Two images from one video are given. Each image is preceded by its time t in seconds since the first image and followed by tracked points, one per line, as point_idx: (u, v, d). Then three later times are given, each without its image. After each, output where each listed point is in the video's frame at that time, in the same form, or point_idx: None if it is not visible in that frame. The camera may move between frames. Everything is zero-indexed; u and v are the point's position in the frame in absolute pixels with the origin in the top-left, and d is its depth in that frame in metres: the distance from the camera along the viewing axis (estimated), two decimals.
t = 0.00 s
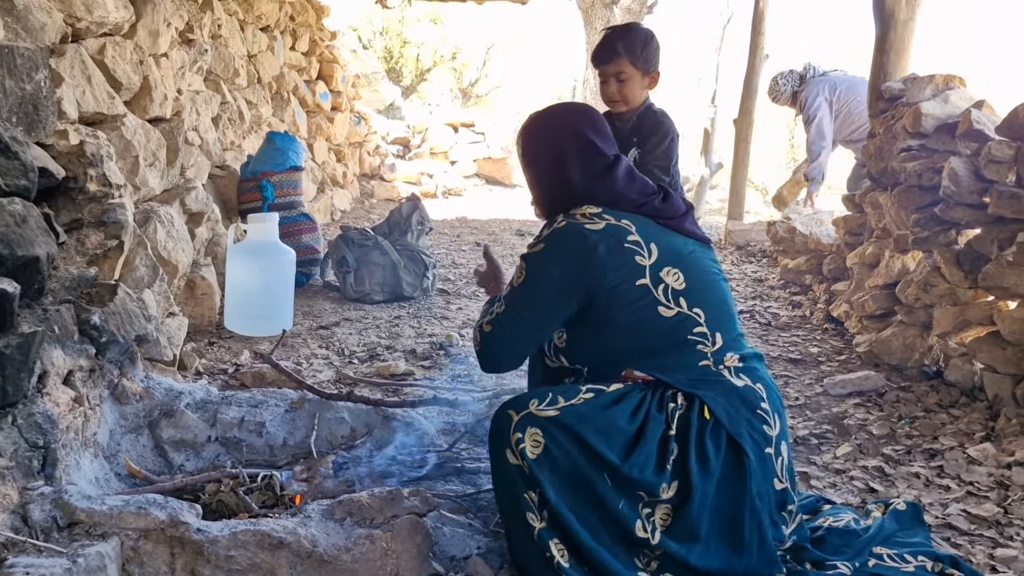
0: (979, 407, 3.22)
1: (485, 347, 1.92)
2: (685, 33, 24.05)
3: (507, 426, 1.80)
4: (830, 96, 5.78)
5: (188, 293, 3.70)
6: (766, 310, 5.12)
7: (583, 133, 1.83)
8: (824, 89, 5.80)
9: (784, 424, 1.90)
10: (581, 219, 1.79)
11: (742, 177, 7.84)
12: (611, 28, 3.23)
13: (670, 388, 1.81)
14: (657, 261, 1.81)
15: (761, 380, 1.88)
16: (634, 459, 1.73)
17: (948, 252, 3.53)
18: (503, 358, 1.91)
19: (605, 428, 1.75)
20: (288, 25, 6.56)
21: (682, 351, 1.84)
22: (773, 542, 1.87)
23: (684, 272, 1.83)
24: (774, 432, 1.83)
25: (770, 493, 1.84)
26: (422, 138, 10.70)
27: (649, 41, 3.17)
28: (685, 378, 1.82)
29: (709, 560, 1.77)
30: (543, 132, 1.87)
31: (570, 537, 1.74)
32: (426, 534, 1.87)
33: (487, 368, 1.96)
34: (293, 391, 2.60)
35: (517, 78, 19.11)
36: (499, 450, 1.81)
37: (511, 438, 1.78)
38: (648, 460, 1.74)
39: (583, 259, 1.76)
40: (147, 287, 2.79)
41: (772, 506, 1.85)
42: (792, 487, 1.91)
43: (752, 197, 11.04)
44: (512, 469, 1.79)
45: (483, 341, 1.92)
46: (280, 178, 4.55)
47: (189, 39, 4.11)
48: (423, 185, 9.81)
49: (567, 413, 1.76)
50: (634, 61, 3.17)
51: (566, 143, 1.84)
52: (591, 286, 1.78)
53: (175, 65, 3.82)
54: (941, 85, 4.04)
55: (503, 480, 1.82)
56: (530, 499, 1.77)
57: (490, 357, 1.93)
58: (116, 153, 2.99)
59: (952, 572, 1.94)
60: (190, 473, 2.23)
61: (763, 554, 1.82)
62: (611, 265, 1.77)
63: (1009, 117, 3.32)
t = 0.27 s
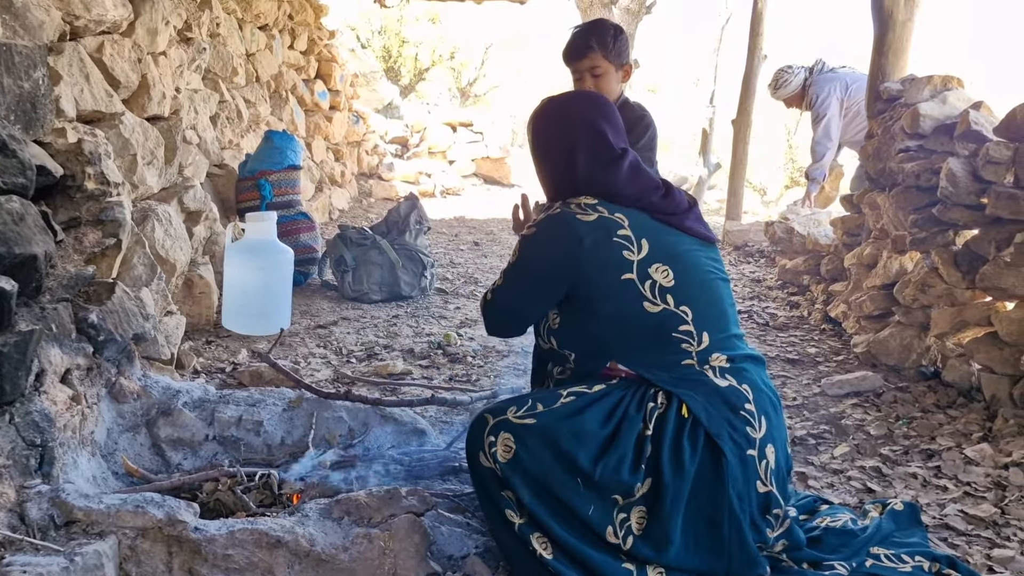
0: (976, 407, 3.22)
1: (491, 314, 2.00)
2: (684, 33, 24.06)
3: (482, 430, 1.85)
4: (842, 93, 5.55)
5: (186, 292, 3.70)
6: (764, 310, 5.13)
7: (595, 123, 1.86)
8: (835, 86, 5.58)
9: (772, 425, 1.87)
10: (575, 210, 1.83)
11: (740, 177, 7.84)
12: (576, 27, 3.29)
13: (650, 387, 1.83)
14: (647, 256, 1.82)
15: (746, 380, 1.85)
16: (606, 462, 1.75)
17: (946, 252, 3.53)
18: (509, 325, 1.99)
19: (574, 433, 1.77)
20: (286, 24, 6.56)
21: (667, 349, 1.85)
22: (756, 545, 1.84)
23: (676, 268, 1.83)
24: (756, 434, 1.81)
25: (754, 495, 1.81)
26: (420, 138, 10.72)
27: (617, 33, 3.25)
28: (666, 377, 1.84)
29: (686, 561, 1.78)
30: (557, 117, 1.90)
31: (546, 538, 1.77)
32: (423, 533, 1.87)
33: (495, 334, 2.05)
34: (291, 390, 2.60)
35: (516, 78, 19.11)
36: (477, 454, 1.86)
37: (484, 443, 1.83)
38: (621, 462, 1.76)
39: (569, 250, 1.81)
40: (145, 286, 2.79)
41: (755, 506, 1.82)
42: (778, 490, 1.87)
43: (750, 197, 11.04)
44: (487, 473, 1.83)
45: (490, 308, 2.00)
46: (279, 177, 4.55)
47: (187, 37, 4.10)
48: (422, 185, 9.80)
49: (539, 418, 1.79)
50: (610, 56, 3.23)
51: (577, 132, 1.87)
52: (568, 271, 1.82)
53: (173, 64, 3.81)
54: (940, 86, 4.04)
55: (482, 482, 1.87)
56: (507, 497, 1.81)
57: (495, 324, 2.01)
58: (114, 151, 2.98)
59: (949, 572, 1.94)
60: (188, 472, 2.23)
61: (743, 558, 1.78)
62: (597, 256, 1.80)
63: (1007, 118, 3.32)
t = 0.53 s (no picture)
0: (974, 407, 3.22)
1: (491, 309, 2.01)
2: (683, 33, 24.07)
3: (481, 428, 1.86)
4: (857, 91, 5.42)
5: (185, 292, 3.70)
6: (762, 310, 5.13)
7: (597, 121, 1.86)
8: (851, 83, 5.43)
9: (770, 424, 1.87)
10: (577, 210, 1.83)
11: (739, 177, 7.84)
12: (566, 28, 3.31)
13: (650, 385, 1.83)
14: (648, 255, 1.82)
15: (745, 379, 1.86)
16: (606, 460, 1.76)
17: (944, 253, 3.54)
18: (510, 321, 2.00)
19: (573, 432, 1.77)
20: (285, 24, 6.56)
21: (668, 346, 1.85)
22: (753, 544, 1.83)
23: (677, 267, 1.84)
24: (755, 431, 1.81)
25: (753, 494, 1.81)
26: (419, 138, 10.73)
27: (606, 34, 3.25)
28: (666, 375, 1.84)
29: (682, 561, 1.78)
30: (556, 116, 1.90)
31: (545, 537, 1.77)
32: (422, 533, 1.87)
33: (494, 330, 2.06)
34: (290, 390, 2.60)
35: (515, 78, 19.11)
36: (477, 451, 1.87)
37: (484, 441, 1.84)
38: (620, 460, 1.77)
39: (570, 249, 1.81)
40: (143, 285, 2.79)
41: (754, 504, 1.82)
42: (776, 489, 1.86)
43: (749, 197, 11.04)
44: (485, 471, 1.85)
45: (490, 303, 2.01)
46: (277, 177, 4.55)
47: (186, 37, 4.10)
48: (420, 184, 9.80)
49: (540, 417, 1.80)
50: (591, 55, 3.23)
51: (578, 130, 1.87)
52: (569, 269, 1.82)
53: (172, 63, 3.81)
54: (938, 87, 4.04)
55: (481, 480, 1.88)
56: (505, 495, 1.82)
57: (496, 319, 2.02)
58: (113, 151, 2.98)
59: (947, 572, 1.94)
60: (186, 472, 2.22)
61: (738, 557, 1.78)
62: (597, 255, 1.80)
63: (1004, 119, 3.33)
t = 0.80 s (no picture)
0: (974, 407, 3.22)
1: (497, 329, 1.96)
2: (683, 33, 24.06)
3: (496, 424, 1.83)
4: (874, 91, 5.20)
5: (185, 292, 3.70)
6: (762, 310, 5.13)
7: (601, 123, 1.87)
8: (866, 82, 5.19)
9: (777, 425, 1.88)
10: (585, 211, 1.82)
11: (739, 177, 7.84)
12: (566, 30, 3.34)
13: (661, 385, 1.83)
14: (659, 258, 1.82)
15: (752, 380, 1.87)
16: (621, 460, 1.75)
17: (944, 253, 3.54)
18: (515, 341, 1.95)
19: (590, 430, 1.76)
20: (285, 24, 6.56)
21: (678, 349, 1.85)
22: (756, 545, 1.83)
23: (686, 269, 1.84)
24: (764, 432, 1.82)
25: (760, 494, 1.82)
26: (419, 138, 10.73)
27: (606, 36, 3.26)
28: (675, 377, 1.84)
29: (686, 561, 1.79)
30: (559, 121, 1.89)
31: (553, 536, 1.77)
32: (422, 533, 1.87)
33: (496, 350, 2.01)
34: (290, 389, 2.60)
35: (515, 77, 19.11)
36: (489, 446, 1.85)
37: (498, 435, 1.81)
38: (634, 461, 1.76)
39: (587, 252, 1.79)
40: (143, 285, 2.78)
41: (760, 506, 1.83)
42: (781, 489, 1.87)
43: (749, 197, 11.04)
44: (496, 466, 1.83)
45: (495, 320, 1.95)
46: (277, 177, 4.55)
47: (186, 37, 4.10)
48: (420, 184, 9.80)
49: (556, 414, 1.79)
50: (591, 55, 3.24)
51: (584, 134, 1.86)
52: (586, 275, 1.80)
53: (172, 63, 3.81)
54: (938, 87, 4.04)
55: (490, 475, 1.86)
56: (516, 492, 1.80)
57: (500, 340, 1.97)
58: (113, 151, 2.98)
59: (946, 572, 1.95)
60: (186, 471, 2.23)
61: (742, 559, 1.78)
62: (610, 259, 1.79)
63: (1004, 119, 3.33)
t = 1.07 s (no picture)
0: (974, 406, 3.23)
1: (506, 349, 1.90)
2: (683, 33, 24.06)
3: (522, 416, 1.78)
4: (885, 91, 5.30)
5: (185, 292, 3.70)
6: (762, 309, 5.13)
7: (600, 129, 1.89)
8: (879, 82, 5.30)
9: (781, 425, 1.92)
10: (599, 217, 1.79)
11: (739, 177, 7.84)
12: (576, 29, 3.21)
13: (678, 386, 1.82)
14: (672, 261, 1.81)
15: (760, 381, 1.91)
16: (650, 460, 1.74)
17: (944, 252, 3.55)
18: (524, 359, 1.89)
19: (619, 429, 1.74)
20: (285, 24, 6.56)
21: (691, 350, 1.85)
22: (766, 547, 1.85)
23: (696, 272, 1.84)
24: (775, 431, 1.85)
25: (769, 495, 1.85)
26: (419, 138, 10.74)
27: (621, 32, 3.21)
28: (691, 377, 1.84)
29: (698, 562, 1.79)
30: (559, 126, 1.88)
31: (573, 536, 1.73)
32: (423, 533, 1.87)
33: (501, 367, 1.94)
34: (291, 389, 2.60)
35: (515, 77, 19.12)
36: (514, 439, 1.79)
37: (527, 429, 1.76)
38: (661, 461, 1.75)
39: (602, 257, 1.75)
40: (144, 285, 2.79)
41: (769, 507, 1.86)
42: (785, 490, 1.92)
43: (749, 197, 11.04)
44: (522, 461, 1.77)
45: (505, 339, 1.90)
46: (277, 177, 4.55)
47: (186, 38, 4.10)
48: (420, 184, 9.80)
49: (586, 412, 1.75)
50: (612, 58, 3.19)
51: (587, 137, 1.87)
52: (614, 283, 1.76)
53: (172, 64, 3.82)
54: (938, 86, 4.05)
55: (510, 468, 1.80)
56: (538, 488, 1.75)
57: (509, 358, 1.90)
58: (113, 151, 2.98)
59: (947, 571, 1.95)
60: (187, 471, 2.23)
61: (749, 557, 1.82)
62: (631, 264, 1.76)
63: (1004, 118, 3.34)
